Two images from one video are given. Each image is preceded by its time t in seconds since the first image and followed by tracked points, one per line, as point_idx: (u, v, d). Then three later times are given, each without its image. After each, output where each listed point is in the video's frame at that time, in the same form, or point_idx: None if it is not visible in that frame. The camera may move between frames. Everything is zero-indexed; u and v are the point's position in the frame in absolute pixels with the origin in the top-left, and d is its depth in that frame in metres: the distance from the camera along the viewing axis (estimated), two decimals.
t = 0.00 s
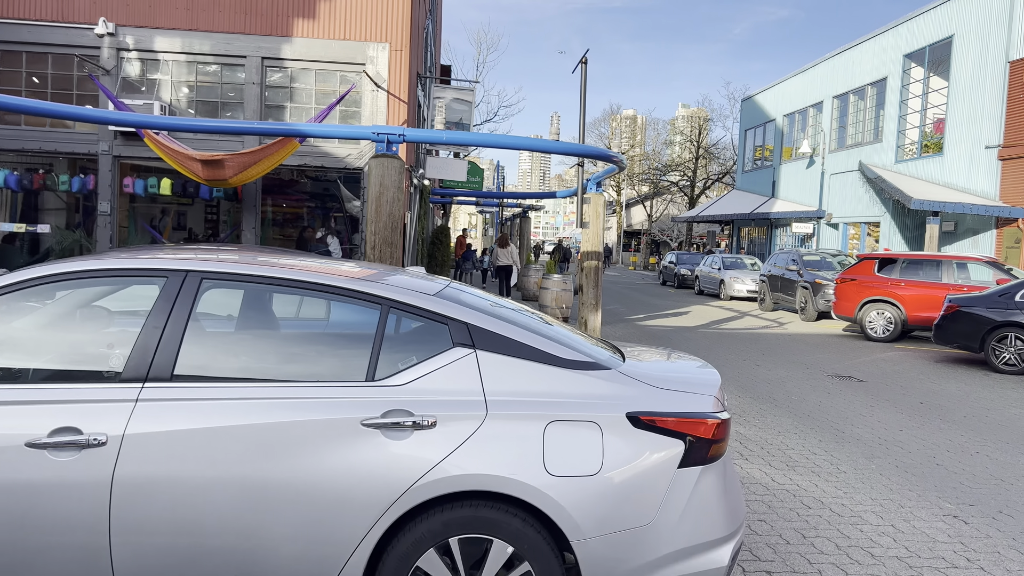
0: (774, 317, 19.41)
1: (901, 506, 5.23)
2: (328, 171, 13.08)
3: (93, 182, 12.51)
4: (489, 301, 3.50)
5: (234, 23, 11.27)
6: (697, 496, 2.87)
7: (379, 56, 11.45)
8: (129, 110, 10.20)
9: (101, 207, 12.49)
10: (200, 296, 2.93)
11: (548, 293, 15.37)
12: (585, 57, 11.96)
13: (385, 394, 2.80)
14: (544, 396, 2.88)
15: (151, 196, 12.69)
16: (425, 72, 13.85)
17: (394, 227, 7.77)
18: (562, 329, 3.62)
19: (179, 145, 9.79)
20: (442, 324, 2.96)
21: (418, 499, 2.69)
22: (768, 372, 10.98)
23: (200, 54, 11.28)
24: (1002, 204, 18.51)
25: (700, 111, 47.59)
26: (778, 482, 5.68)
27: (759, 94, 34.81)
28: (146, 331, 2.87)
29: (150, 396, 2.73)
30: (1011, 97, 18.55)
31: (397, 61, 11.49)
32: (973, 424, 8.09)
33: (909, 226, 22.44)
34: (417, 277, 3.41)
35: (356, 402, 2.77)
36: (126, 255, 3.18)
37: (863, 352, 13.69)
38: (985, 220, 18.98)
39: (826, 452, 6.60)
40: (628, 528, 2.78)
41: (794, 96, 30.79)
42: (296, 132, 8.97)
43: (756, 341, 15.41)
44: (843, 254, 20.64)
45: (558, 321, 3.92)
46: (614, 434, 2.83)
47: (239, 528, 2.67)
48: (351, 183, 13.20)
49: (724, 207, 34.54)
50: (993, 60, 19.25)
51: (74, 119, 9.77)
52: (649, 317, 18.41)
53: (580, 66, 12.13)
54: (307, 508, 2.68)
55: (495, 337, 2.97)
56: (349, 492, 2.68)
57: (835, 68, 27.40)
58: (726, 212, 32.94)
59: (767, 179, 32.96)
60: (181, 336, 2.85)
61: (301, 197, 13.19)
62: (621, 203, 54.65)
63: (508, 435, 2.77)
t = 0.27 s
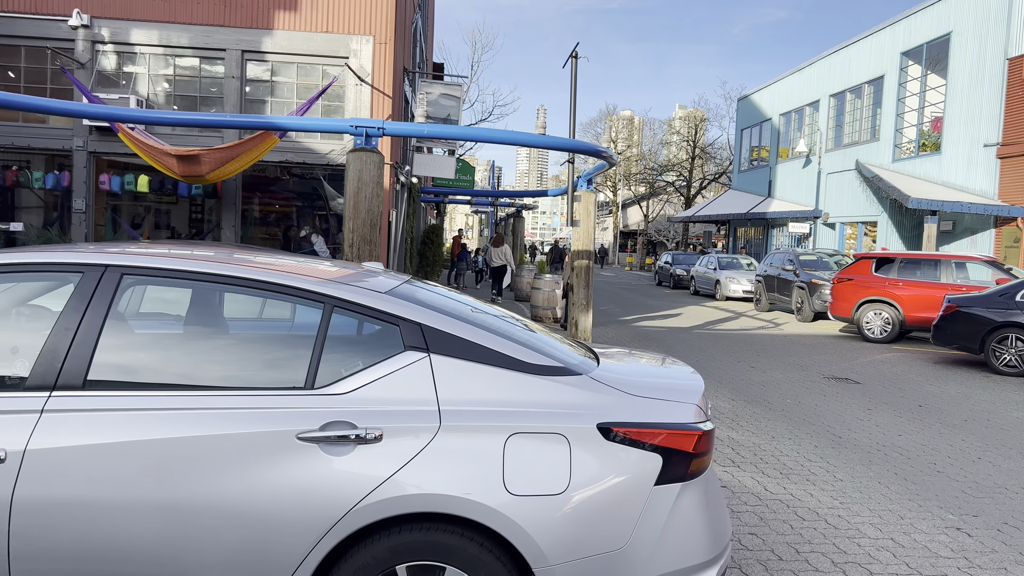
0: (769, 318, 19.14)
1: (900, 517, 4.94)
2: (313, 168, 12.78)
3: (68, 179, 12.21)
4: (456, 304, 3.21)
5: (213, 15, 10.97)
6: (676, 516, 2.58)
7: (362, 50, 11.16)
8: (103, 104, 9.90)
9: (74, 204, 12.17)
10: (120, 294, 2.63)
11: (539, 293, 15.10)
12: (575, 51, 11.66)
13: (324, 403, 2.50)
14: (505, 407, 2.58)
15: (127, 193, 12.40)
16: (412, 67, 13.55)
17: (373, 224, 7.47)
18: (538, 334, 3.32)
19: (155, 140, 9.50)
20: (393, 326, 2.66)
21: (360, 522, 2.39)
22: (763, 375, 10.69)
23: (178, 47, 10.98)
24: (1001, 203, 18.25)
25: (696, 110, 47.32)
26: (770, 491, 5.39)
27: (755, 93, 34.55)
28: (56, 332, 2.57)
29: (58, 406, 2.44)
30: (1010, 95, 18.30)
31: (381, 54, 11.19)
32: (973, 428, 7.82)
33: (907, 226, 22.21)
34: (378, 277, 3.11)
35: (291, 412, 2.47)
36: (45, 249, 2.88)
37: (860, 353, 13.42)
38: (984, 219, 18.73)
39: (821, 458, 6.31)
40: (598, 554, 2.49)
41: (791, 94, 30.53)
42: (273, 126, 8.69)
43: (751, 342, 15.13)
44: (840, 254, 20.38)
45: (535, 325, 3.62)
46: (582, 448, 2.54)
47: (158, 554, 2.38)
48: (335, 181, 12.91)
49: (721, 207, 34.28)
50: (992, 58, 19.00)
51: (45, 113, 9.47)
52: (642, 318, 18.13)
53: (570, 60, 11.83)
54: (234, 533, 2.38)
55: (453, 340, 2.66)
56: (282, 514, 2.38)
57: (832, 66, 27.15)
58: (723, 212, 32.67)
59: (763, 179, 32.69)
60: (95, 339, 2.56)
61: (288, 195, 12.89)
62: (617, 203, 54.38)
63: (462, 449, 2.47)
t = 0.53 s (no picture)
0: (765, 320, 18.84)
1: (900, 537, 4.62)
2: (296, 168, 12.47)
3: (39, 178, 11.88)
4: (415, 316, 2.89)
5: (189, 9, 10.62)
6: (645, 557, 2.25)
7: (343, 44, 10.86)
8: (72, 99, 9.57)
9: (45, 204, 11.81)
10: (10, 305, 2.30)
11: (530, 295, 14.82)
12: (564, 47, 11.35)
13: (237, 430, 2.18)
14: (449, 431, 2.25)
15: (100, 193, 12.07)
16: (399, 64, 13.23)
17: (348, 224, 7.12)
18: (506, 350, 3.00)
19: (128, 138, 9.18)
20: (323, 337, 2.32)
21: (279, 568, 2.08)
22: (757, 380, 10.37)
23: (152, 42, 10.64)
24: (1000, 204, 17.97)
25: (692, 111, 47.08)
26: (761, 507, 5.07)
27: (751, 93, 34.29)
28: None
29: None
30: (1009, 94, 18.04)
31: (363, 49, 10.88)
32: (974, 437, 7.50)
33: (904, 226, 21.95)
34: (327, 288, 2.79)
35: (198, 442, 2.15)
36: None
37: (857, 357, 13.12)
38: (983, 220, 18.45)
39: (815, 471, 6.00)
40: None
41: (787, 94, 30.28)
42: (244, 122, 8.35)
43: (746, 345, 14.83)
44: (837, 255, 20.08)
45: (508, 340, 3.30)
46: (538, 480, 2.22)
47: None
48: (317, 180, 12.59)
49: (717, 208, 34.00)
50: (990, 56, 18.74)
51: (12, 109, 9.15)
52: (635, 320, 17.82)
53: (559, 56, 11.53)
54: None
55: (393, 354, 2.33)
56: (187, 561, 2.07)
57: (828, 65, 26.88)
58: (719, 213, 32.39)
59: (759, 180, 32.42)
60: None
61: (273, 195, 12.57)
62: (614, 204, 54.08)
63: (400, 483, 2.15)
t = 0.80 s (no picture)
0: (762, 321, 18.55)
1: (906, 557, 4.30)
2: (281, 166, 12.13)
3: (11, 176, 11.55)
4: (385, 331, 2.60)
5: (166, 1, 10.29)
6: None
7: (326, 38, 10.49)
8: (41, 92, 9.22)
9: (17, 203, 11.49)
10: None
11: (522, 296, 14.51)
12: (555, 41, 11.04)
13: (141, 460, 1.86)
14: (394, 460, 1.92)
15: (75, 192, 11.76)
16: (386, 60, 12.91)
17: (325, 223, 6.79)
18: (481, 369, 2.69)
19: (102, 135, 8.86)
20: (247, 348, 1.99)
21: None
22: (754, 384, 10.06)
23: (128, 35, 10.32)
24: (1000, 203, 17.70)
25: (689, 111, 46.80)
26: (757, 524, 4.75)
27: (747, 93, 34.03)
28: None
29: None
30: (1009, 92, 17.78)
31: (347, 43, 10.52)
32: (980, 445, 7.19)
33: (902, 226, 21.70)
34: (295, 299, 2.52)
35: (93, 473, 1.83)
36: None
37: (855, 360, 12.83)
38: (982, 220, 18.18)
39: (815, 483, 5.68)
40: None
41: (783, 94, 30.03)
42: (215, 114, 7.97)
43: (742, 347, 14.53)
44: (835, 256, 19.79)
45: (488, 358, 2.99)
46: (498, 519, 1.90)
47: None
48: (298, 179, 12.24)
49: (713, 208, 33.71)
50: (990, 54, 18.49)
51: None
52: (630, 322, 17.51)
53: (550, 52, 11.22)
54: None
55: (332, 370, 1.99)
56: None
57: (825, 64, 26.61)
58: (715, 213, 32.12)
59: (756, 180, 32.16)
60: None
61: (259, 195, 12.28)
62: (610, 205, 53.79)
63: (333, 524, 1.83)
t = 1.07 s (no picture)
0: (757, 324, 18.27)
1: None
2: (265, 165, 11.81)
3: None
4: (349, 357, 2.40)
5: None
6: None
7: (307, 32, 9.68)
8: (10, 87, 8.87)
9: None
10: None
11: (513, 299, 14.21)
12: (545, 37, 10.74)
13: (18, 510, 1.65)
14: (301, 507, 1.68)
15: (47, 191, 11.44)
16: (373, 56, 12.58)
17: (299, 222, 6.47)
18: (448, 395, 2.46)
19: (73, 132, 8.54)
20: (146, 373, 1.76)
21: None
22: (750, 390, 9.76)
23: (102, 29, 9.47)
24: (999, 204, 17.44)
25: (684, 110, 46.52)
26: (751, 545, 4.45)
27: (742, 92, 33.75)
28: None
29: None
30: (1008, 91, 17.53)
31: (329, 37, 9.68)
32: (983, 455, 6.92)
33: (900, 227, 21.47)
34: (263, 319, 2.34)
35: None
36: None
37: (852, 364, 12.56)
38: (980, 220, 17.94)
39: (813, 499, 5.37)
40: None
41: (779, 93, 29.77)
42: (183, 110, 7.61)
43: (737, 350, 14.26)
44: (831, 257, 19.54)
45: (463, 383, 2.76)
46: None
47: None
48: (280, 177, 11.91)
49: (708, 209, 33.43)
50: (989, 52, 18.22)
51: None
52: (623, 324, 17.21)
53: (539, 48, 10.93)
54: None
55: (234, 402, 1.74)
56: None
57: (822, 63, 26.34)
58: (710, 214, 31.85)
59: (751, 180, 31.89)
60: None
61: (244, 195, 11.90)
62: (605, 205, 53.47)
63: None
